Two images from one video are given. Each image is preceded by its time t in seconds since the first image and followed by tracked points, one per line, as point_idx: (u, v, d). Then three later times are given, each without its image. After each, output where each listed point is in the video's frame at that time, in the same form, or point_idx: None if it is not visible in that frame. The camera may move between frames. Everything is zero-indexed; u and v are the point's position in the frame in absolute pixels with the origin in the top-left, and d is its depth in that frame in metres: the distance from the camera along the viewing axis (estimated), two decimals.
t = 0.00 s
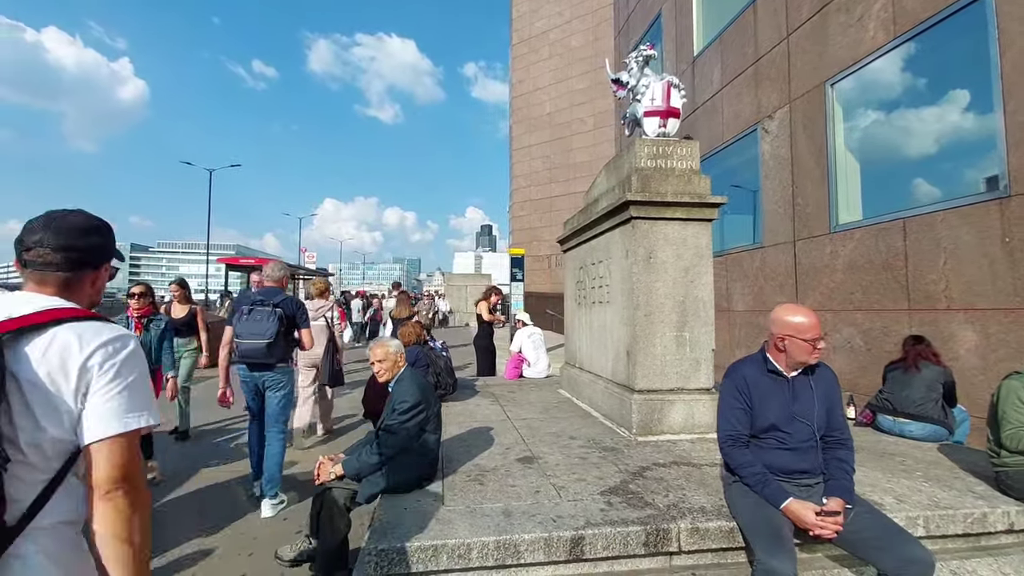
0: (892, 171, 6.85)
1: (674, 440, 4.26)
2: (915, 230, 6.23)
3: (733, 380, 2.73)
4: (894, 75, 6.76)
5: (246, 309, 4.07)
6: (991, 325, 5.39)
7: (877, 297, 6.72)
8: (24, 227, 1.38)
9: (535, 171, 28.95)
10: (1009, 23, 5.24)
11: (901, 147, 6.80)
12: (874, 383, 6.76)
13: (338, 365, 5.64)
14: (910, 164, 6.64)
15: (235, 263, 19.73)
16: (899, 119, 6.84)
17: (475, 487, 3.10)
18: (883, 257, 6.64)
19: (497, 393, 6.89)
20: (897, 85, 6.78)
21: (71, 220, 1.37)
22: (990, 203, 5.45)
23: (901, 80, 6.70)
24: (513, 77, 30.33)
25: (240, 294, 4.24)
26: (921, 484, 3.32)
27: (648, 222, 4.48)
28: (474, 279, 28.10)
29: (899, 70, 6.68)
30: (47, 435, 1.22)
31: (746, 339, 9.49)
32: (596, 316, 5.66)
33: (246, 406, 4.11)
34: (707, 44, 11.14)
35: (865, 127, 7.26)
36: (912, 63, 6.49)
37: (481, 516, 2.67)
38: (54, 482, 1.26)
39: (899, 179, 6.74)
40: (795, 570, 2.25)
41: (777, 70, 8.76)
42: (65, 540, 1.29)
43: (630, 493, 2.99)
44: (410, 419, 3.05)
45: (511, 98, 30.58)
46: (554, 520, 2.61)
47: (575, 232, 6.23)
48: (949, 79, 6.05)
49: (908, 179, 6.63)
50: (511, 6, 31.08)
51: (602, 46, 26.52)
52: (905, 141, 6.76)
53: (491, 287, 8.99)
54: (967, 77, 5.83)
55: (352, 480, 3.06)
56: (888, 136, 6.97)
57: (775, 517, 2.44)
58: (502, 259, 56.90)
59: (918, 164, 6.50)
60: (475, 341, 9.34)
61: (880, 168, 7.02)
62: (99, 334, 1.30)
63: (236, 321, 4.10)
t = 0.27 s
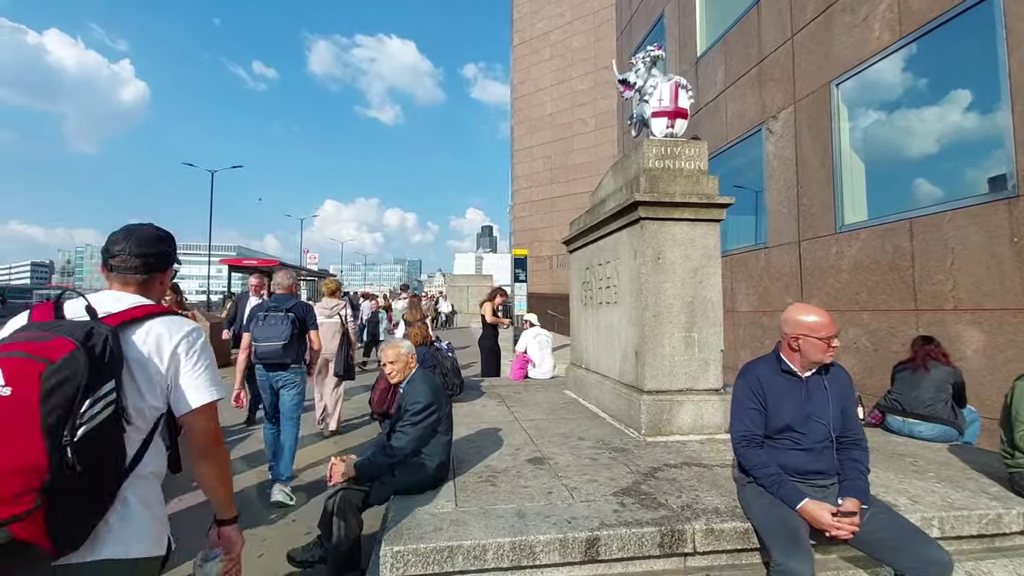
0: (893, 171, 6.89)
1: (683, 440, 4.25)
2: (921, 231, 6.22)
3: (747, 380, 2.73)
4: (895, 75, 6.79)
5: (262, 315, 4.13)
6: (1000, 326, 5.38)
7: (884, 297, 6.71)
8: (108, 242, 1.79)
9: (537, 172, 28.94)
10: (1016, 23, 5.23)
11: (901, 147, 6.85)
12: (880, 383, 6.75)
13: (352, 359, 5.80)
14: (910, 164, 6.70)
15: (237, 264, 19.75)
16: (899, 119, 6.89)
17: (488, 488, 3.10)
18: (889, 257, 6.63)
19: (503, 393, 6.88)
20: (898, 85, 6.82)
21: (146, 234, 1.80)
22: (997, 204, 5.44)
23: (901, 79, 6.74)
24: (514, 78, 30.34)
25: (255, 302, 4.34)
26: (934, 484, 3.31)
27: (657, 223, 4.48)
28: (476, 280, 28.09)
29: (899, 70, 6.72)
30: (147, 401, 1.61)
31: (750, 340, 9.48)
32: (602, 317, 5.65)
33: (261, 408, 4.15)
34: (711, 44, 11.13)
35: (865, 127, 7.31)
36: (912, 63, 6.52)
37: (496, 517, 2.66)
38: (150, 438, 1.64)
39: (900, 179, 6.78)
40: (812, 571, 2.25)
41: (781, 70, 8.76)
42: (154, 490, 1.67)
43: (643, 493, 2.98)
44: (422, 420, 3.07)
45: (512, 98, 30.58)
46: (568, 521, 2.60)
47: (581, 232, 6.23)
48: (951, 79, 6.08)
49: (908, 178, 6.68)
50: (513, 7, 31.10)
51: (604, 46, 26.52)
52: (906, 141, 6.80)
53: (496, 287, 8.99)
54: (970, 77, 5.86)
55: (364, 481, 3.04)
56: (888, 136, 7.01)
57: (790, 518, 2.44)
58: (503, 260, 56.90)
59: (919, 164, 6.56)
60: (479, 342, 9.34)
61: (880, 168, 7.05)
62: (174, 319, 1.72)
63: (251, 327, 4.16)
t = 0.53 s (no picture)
0: (895, 169, 6.93)
1: (692, 439, 4.26)
2: (927, 229, 6.23)
3: (760, 378, 2.74)
4: (896, 74, 6.85)
5: (277, 310, 4.53)
6: (1006, 324, 5.38)
7: (889, 296, 6.71)
8: (138, 254, 2.12)
9: (537, 172, 28.95)
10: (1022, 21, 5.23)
11: (900, 145, 6.92)
12: (886, 382, 6.76)
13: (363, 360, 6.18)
14: (909, 162, 6.77)
15: (239, 265, 19.76)
16: (899, 117, 6.94)
17: (501, 487, 3.11)
18: (895, 256, 6.64)
19: (509, 393, 6.89)
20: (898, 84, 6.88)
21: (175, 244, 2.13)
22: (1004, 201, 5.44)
23: (901, 78, 6.80)
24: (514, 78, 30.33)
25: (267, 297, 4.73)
26: (945, 481, 3.32)
27: (665, 222, 4.49)
28: (477, 280, 28.09)
29: (900, 69, 6.78)
30: (195, 382, 1.98)
31: (755, 339, 9.48)
32: (609, 316, 5.66)
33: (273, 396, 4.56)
34: (713, 44, 11.14)
35: (866, 125, 7.36)
36: (913, 62, 6.58)
37: (511, 515, 2.67)
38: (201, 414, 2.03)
39: (902, 177, 6.82)
40: (830, 567, 2.26)
41: (785, 69, 8.76)
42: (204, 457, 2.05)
43: (657, 491, 2.99)
44: (435, 419, 3.08)
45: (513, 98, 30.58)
46: (584, 519, 2.61)
47: (587, 232, 6.24)
48: (952, 77, 6.13)
49: (909, 177, 6.73)
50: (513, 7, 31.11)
51: (604, 46, 26.53)
52: (906, 139, 6.86)
53: (500, 287, 9.00)
54: (971, 76, 5.90)
55: (379, 480, 3.07)
56: (887, 135, 7.07)
57: (806, 514, 2.45)
58: (503, 260, 56.91)
59: (919, 162, 6.64)
60: (484, 342, 9.35)
61: (881, 166, 7.09)
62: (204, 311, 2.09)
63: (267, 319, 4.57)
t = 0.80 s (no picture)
0: (895, 167, 6.98)
1: (698, 435, 4.29)
2: (929, 226, 6.26)
3: (769, 373, 2.78)
4: (895, 71, 6.89)
5: (291, 310, 4.70)
6: (1008, 320, 5.42)
7: (891, 293, 6.75)
8: (170, 249, 2.55)
9: (537, 170, 28.96)
10: None
11: (900, 143, 6.98)
12: (888, 378, 6.79)
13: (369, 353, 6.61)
14: (909, 160, 6.83)
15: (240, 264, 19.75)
16: (898, 115, 7.00)
17: (512, 482, 3.14)
18: (897, 253, 6.67)
19: (514, 390, 6.93)
20: (897, 82, 6.93)
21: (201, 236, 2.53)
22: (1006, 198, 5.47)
23: (901, 76, 6.85)
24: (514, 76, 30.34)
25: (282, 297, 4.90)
26: (950, 475, 3.36)
27: (671, 219, 4.52)
28: (478, 279, 28.11)
29: (899, 67, 6.83)
30: (222, 351, 2.40)
31: (757, 337, 9.51)
32: (614, 313, 5.69)
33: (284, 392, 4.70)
34: (715, 42, 11.16)
35: (865, 123, 7.42)
36: (911, 60, 6.64)
37: (523, 510, 2.71)
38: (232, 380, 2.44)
39: (903, 174, 6.87)
40: (840, 559, 2.30)
41: (787, 67, 8.79)
42: (236, 415, 2.46)
43: (666, 486, 3.02)
44: (447, 415, 3.08)
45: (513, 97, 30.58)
46: (595, 512, 2.65)
47: (591, 229, 6.26)
48: (951, 75, 6.18)
49: (909, 175, 6.79)
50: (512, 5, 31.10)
51: (604, 44, 26.53)
52: (905, 137, 6.93)
53: (504, 286, 9.03)
54: (970, 74, 5.94)
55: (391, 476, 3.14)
56: (886, 133, 7.13)
57: (815, 507, 2.48)
58: (503, 258, 56.93)
59: (918, 160, 6.70)
60: (488, 340, 9.38)
61: (882, 164, 7.13)
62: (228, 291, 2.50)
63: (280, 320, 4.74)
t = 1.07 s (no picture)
0: (894, 166, 7.02)
1: (700, 433, 4.33)
2: (929, 225, 6.30)
3: (773, 371, 2.81)
4: (894, 70, 6.93)
5: (303, 307, 5.15)
6: (1007, 319, 5.46)
7: (891, 292, 6.79)
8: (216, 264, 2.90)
9: (537, 168, 28.96)
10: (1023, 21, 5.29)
11: (899, 142, 7.01)
12: (888, 377, 6.84)
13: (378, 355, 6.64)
14: (908, 158, 6.86)
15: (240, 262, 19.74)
16: (897, 114, 7.03)
17: (517, 479, 3.17)
18: (897, 252, 6.70)
19: (516, 389, 6.96)
20: (896, 81, 6.96)
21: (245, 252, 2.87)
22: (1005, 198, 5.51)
23: (900, 74, 6.88)
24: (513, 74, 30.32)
25: (294, 293, 5.37)
26: (950, 472, 3.40)
27: (673, 219, 4.54)
28: (477, 277, 28.11)
29: (898, 66, 6.86)
30: (255, 350, 2.73)
31: (757, 335, 9.55)
32: (616, 312, 5.72)
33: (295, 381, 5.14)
34: (715, 41, 11.18)
35: (864, 122, 7.46)
36: (910, 58, 6.68)
37: (530, 506, 2.74)
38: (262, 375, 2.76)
39: (902, 173, 6.90)
40: (844, 554, 2.33)
41: (787, 67, 8.81)
42: (266, 404, 2.78)
43: (670, 483, 3.06)
44: (453, 413, 3.11)
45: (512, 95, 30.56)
46: (601, 509, 2.68)
47: (593, 228, 6.29)
48: (950, 74, 6.21)
49: (908, 173, 6.83)
50: (512, 3, 31.06)
51: (603, 43, 26.52)
52: (904, 135, 6.96)
53: (506, 284, 9.06)
54: (969, 73, 5.98)
55: (397, 473, 3.14)
56: (885, 131, 7.16)
57: (819, 504, 2.52)
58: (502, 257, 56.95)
59: (917, 159, 6.74)
60: (488, 338, 9.41)
61: (882, 163, 7.16)
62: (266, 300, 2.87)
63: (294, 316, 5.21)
